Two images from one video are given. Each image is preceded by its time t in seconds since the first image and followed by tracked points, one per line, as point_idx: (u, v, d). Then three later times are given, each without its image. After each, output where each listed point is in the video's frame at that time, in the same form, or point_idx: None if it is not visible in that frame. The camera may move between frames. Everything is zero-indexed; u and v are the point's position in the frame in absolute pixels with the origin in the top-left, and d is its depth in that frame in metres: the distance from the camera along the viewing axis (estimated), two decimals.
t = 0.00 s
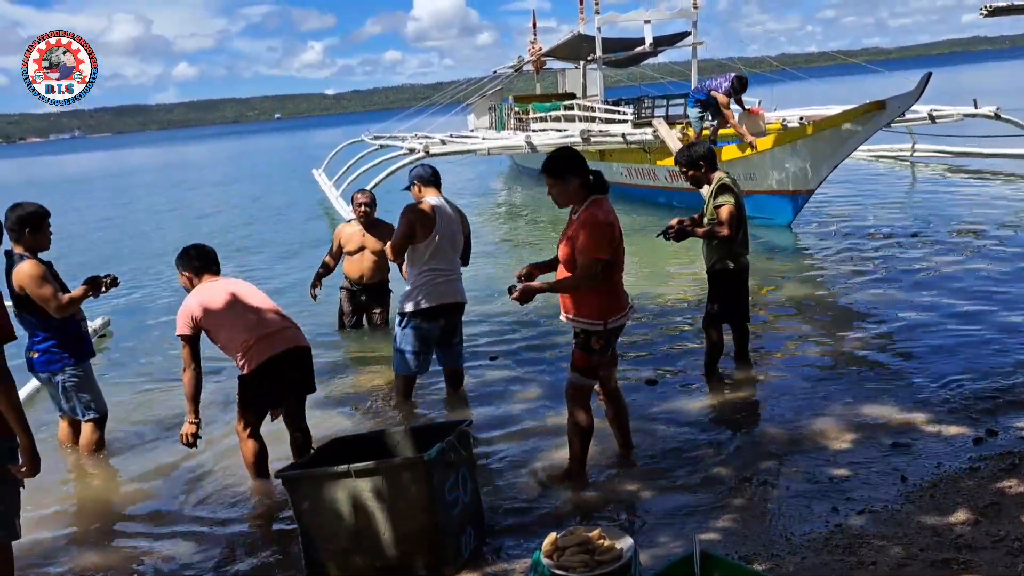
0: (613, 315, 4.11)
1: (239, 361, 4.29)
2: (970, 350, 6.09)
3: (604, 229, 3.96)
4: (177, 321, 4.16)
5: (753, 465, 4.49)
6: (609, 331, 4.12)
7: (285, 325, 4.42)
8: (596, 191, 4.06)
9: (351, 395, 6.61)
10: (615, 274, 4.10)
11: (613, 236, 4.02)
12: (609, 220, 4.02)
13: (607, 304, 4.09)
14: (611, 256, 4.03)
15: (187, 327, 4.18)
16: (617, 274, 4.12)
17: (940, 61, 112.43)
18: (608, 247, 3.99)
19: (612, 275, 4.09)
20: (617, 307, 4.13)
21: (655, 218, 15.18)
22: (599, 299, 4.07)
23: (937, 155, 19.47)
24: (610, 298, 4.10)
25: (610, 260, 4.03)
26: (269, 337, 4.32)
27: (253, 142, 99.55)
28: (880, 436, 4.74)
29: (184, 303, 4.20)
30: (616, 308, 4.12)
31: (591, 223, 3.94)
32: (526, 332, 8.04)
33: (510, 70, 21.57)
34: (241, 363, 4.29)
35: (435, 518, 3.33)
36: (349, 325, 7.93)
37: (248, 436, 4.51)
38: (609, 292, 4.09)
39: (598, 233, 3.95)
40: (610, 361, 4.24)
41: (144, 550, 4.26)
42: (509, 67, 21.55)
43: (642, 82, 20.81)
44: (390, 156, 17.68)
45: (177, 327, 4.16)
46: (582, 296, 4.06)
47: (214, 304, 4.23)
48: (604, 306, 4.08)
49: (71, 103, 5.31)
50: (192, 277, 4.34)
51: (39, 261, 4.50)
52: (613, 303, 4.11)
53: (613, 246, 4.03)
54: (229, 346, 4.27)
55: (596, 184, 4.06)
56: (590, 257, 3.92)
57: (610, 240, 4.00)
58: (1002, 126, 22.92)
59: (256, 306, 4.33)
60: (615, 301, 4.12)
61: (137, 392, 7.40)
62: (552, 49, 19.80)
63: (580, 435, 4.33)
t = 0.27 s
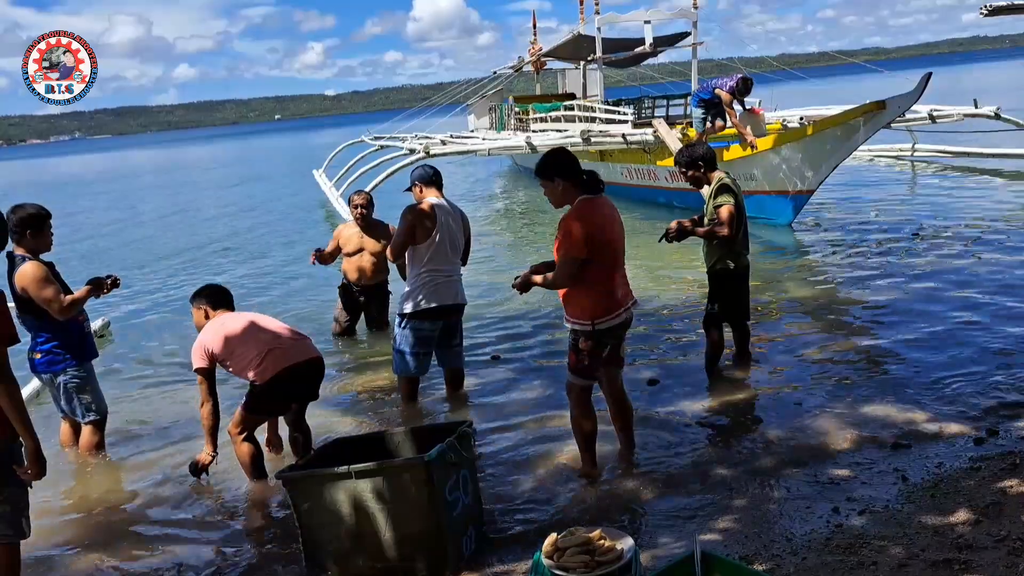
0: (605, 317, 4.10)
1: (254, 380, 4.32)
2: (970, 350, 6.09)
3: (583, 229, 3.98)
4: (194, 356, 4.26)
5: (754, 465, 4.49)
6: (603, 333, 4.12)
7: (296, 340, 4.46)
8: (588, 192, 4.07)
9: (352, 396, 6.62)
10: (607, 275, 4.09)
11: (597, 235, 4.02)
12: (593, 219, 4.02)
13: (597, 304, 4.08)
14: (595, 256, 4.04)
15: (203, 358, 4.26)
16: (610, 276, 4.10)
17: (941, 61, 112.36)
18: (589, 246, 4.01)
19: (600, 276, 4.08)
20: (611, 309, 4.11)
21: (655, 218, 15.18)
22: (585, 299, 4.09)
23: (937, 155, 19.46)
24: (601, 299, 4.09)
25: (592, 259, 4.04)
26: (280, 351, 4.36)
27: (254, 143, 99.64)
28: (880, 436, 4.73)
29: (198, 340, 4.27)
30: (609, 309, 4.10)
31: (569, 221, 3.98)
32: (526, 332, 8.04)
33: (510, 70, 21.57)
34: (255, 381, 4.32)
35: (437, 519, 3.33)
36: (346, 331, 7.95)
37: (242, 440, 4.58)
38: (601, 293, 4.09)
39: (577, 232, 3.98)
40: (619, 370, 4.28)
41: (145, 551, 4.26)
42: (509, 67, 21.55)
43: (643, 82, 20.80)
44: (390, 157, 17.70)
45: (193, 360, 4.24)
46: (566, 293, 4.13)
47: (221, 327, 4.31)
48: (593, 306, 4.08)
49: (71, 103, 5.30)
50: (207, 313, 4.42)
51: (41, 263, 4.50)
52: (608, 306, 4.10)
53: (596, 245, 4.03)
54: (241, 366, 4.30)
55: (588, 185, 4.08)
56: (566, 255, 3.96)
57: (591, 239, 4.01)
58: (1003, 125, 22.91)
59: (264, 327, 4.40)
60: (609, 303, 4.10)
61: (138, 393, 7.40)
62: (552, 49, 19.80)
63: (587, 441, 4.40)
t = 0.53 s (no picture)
0: (589, 319, 4.10)
1: (261, 387, 4.35)
2: (972, 348, 6.08)
3: (559, 228, 4.04)
4: (200, 363, 4.26)
5: (756, 464, 4.48)
6: (589, 335, 4.11)
7: (304, 348, 4.49)
8: (572, 194, 4.12)
9: (352, 396, 6.61)
10: (591, 276, 4.09)
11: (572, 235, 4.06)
12: (571, 219, 4.06)
13: (579, 305, 4.10)
14: (573, 256, 4.07)
15: (209, 365, 4.26)
16: (594, 277, 4.09)
17: (942, 60, 112.28)
18: (564, 246, 4.06)
19: (582, 276, 4.08)
20: (596, 311, 4.09)
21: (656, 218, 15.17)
22: (566, 299, 4.12)
23: (938, 153, 19.46)
24: (584, 299, 4.09)
25: (569, 259, 4.08)
26: (288, 359, 4.39)
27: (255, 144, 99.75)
28: (882, 435, 4.72)
29: (203, 347, 4.28)
30: (591, 310, 4.09)
31: (545, 220, 4.05)
32: (527, 332, 8.03)
33: (511, 70, 21.56)
34: (261, 388, 4.34)
35: (439, 520, 3.32)
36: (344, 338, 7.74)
37: (239, 442, 4.57)
38: (584, 294, 4.09)
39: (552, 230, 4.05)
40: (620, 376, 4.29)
41: (145, 552, 4.25)
42: (510, 67, 21.54)
43: (643, 81, 20.79)
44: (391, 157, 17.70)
45: (200, 367, 4.24)
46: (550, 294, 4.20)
47: (227, 335, 4.30)
48: (574, 306, 4.10)
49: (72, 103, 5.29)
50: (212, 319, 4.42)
51: (45, 263, 4.50)
52: (594, 307, 4.09)
53: (575, 244, 4.07)
54: (248, 374, 4.32)
55: (572, 187, 4.12)
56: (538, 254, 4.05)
57: (567, 238, 4.05)
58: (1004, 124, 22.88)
59: (270, 335, 4.41)
60: (594, 305, 4.09)
61: (140, 394, 7.40)
62: (553, 49, 19.80)
63: (587, 443, 4.41)
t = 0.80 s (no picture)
0: (577, 319, 4.10)
1: (265, 385, 4.35)
2: (974, 348, 6.08)
3: (547, 227, 4.09)
4: (204, 358, 4.26)
5: (758, 465, 4.48)
6: (579, 335, 4.11)
7: (309, 347, 4.50)
8: (564, 195, 4.14)
9: (355, 397, 6.62)
10: (581, 277, 4.09)
11: (560, 235, 4.10)
12: (560, 219, 4.09)
13: (568, 305, 4.11)
14: (561, 256, 4.09)
15: (214, 359, 4.26)
16: (584, 277, 4.09)
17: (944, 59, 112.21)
18: (552, 244, 4.09)
19: (571, 276, 4.10)
20: (587, 311, 4.09)
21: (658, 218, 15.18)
22: (555, 299, 4.14)
23: (939, 153, 19.46)
24: (573, 299, 4.10)
25: (557, 258, 4.10)
26: (293, 357, 4.39)
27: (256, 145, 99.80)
28: (884, 435, 4.72)
29: (209, 341, 4.28)
30: (577, 310, 4.09)
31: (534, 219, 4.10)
32: (529, 333, 8.04)
33: (512, 71, 21.57)
34: (265, 386, 4.35)
35: (441, 521, 3.33)
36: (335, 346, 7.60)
37: (245, 442, 4.60)
38: (574, 294, 4.10)
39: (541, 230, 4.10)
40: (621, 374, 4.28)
41: (148, 554, 4.26)
42: (511, 68, 21.55)
43: (644, 81, 20.79)
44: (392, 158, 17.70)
45: (204, 362, 4.24)
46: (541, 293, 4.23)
47: (231, 331, 4.32)
48: (563, 306, 4.12)
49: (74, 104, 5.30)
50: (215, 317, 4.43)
51: (49, 264, 4.52)
52: (584, 308, 4.09)
53: (563, 244, 4.09)
54: (252, 371, 4.33)
55: (564, 187, 4.15)
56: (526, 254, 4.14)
57: (555, 237, 4.09)
58: (1005, 124, 22.87)
59: (274, 333, 4.42)
60: (583, 305, 4.09)
61: (142, 395, 7.41)
62: (554, 50, 19.80)
63: (588, 442, 4.39)
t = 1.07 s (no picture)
0: (576, 318, 4.14)
1: (268, 387, 4.37)
2: (975, 348, 6.08)
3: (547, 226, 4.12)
4: (211, 364, 4.30)
5: (760, 465, 4.49)
6: (578, 334, 4.15)
7: (311, 348, 4.50)
8: (569, 194, 4.17)
9: (356, 398, 6.63)
10: (580, 276, 4.12)
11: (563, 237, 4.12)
12: (560, 219, 4.12)
13: (568, 303, 4.15)
14: (560, 255, 4.13)
15: (220, 366, 4.30)
16: (584, 277, 4.12)
17: (945, 59, 112.23)
18: (551, 244, 4.14)
19: (572, 276, 4.13)
20: (585, 311, 4.14)
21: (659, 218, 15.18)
22: (555, 297, 4.19)
23: (940, 153, 19.46)
24: (573, 298, 4.14)
25: (556, 258, 4.14)
26: (295, 358, 4.40)
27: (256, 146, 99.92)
28: (886, 435, 4.72)
29: (214, 347, 4.31)
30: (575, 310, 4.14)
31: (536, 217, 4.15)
32: (530, 334, 8.04)
33: (512, 71, 21.58)
34: (267, 388, 4.36)
35: (443, 522, 3.33)
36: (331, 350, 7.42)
37: (247, 442, 4.60)
38: (573, 294, 4.14)
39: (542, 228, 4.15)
40: (629, 373, 4.30)
41: (150, 555, 4.27)
42: (511, 69, 21.55)
43: (645, 82, 20.78)
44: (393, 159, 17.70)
45: (211, 368, 4.30)
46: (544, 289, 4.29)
47: (238, 334, 4.33)
48: (562, 304, 4.17)
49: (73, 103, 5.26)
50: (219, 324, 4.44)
51: (50, 266, 4.52)
52: (583, 307, 4.14)
53: (562, 244, 4.12)
54: (255, 373, 4.34)
55: (571, 187, 4.17)
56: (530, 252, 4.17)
57: (554, 237, 4.12)
58: (1005, 124, 22.88)
59: (280, 336, 4.43)
60: (582, 304, 4.14)
61: (143, 396, 7.41)
62: (554, 50, 19.80)
63: (590, 443, 4.38)
